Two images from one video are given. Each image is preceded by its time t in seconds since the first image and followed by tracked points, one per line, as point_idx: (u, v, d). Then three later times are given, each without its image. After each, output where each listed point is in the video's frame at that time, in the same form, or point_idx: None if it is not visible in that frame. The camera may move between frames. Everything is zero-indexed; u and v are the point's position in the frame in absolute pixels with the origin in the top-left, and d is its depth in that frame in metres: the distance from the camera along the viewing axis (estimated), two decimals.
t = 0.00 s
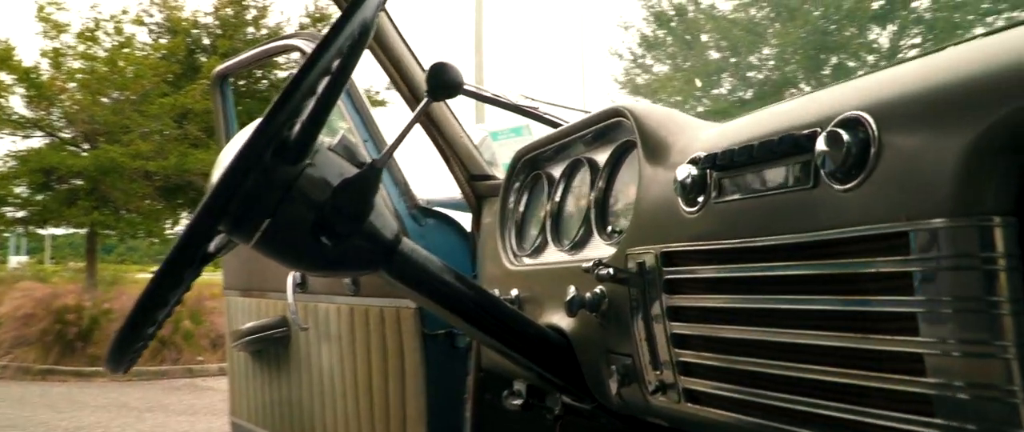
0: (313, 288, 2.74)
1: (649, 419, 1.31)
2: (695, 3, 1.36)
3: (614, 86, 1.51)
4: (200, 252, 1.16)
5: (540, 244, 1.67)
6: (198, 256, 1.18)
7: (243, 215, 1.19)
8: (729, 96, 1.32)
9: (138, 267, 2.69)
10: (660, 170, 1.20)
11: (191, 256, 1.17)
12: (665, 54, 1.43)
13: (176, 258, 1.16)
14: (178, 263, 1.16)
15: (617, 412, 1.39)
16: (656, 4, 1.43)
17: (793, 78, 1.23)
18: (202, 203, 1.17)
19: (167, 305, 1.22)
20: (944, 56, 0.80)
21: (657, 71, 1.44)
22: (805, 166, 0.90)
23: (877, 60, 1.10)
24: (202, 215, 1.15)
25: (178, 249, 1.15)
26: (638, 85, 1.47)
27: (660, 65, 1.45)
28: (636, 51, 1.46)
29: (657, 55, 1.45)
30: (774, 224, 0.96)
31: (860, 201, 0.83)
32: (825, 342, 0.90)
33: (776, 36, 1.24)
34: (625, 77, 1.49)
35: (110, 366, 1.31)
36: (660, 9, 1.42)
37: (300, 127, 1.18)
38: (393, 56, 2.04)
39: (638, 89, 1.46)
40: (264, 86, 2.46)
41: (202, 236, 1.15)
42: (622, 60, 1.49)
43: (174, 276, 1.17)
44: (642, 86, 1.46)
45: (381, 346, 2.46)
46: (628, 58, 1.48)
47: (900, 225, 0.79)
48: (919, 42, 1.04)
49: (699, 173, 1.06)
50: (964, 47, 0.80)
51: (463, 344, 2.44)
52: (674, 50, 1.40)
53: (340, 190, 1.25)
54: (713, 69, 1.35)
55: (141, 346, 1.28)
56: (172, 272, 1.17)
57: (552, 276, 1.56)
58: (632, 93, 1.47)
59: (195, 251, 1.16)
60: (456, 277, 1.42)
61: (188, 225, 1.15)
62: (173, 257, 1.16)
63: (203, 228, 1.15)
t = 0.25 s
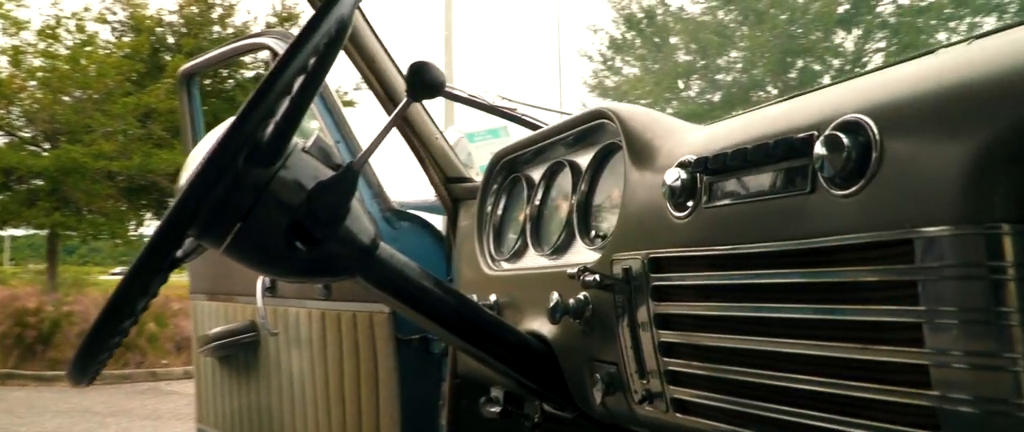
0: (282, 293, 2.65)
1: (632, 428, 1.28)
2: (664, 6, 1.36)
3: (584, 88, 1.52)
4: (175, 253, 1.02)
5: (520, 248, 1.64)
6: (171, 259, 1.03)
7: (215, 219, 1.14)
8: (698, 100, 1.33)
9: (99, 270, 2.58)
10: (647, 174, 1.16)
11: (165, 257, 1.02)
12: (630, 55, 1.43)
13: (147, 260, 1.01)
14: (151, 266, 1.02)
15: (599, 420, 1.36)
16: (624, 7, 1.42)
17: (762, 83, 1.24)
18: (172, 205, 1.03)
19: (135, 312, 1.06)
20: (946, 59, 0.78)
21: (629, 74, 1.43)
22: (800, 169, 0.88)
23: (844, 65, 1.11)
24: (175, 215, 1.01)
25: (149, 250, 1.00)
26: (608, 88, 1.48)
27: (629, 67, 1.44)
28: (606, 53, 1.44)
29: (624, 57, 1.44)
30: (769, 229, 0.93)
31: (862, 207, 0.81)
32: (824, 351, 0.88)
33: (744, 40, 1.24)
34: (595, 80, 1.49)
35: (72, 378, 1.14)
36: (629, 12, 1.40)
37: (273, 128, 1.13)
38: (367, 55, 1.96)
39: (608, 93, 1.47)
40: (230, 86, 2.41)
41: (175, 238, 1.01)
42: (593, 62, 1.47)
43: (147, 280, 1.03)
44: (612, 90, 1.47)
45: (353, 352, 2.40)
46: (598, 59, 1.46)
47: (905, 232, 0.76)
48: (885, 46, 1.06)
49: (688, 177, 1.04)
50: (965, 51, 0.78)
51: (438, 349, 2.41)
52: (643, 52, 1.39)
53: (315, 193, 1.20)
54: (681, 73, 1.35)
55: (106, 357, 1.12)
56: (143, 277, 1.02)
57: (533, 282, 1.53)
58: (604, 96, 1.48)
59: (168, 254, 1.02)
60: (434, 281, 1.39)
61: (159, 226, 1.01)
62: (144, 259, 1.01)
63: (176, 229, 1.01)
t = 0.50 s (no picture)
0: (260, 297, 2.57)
1: None
2: (638, 8, 1.37)
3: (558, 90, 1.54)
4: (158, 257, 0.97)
5: (507, 252, 1.61)
6: (154, 263, 0.98)
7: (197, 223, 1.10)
8: (671, 101, 1.33)
9: (68, 270, 2.50)
10: (643, 178, 1.14)
11: (147, 262, 0.97)
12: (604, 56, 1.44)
13: (128, 265, 0.96)
14: (132, 270, 0.97)
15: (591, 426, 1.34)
16: (600, 9, 1.43)
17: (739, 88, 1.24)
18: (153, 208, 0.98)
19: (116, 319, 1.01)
20: (955, 62, 0.76)
21: (603, 75, 1.45)
22: (805, 173, 0.86)
23: (814, 68, 1.13)
24: (157, 218, 0.96)
25: (130, 254, 0.95)
26: (582, 90, 1.50)
27: (603, 68, 1.45)
28: (580, 55, 1.46)
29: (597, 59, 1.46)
30: (772, 234, 0.91)
31: (873, 212, 0.78)
32: (829, 360, 0.86)
33: (718, 42, 1.24)
34: (569, 82, 1.51)
35: (47, 388, 1.08)
36: (604, 14, 1.42)
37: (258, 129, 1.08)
38: (349, 54, 1.91)
39: (582, 95, 1.50)
40: (201, 86, 2.35)
41: (158, 242, 0.96)
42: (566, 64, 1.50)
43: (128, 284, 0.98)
44: (586, 91, 1.50)
45: (332, 357, 2.34)
46: (572, 61, 1.49)
47: (920, 238, 0.74)
48: (855, 51, 1.08)
49: (687, 181, 1.02)
50: (974, 54, 0.77)
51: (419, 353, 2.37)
52: (618, 54, 1.40)
53: (301, 196, 1.16)
54: (654, 74, 1.36)
55: (84, 366, 1.06)
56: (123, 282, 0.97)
57: (521, 286, 1.50)
58: (577, 98, 1.51)
59: (151, 258, 0.97)
60: (421, 286, 1.35)
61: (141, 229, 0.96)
62: (125, 263, 0.96)
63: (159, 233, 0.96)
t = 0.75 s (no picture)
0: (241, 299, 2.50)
1: None
2: (616, 9, 1.37)
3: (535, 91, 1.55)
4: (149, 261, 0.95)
5: (498, 255, 1.60)
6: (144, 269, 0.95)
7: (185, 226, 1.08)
8: (649, 102, 1.33)
9: (40, 272, 2.39)
10: (642, 180, 1.12)
11: (137, 266, 0.94)
12: (580, 57, 1.43)
13: (117, 269, 0.93)
14: (121, 275, 0.94)
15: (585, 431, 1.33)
16: (576, 10, 1.44)
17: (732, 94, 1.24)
18: (143, 209, 0.95)
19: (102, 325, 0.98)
20: (966, 66, 0.75)
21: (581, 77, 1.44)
22: (814, 177, 0.84)
23: (791, 71, 1.16)
24: (147, 223, 0.93)
25: (119, 259, 0.92)
26: (559, 92, 1.50)
27: (582, 70, 1.44)
28: (558, 57, 1.46)
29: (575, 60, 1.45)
30: (779, 238, 0.89)
31: (885, 216, 0.77)
32: (837, 366, 0.84)
33: (695, 44, 1.24)
34: (546, 84, 1.51)
35: (29, 397, 1.04)
36: (582, 15, 1.42)
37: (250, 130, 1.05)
38: (334, 51, 1.87)
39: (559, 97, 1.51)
40: (176, 85, 2.36)
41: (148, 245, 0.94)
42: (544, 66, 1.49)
43: (117, 289, 0.95)
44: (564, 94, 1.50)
45: (316, 360, 2.30)
46: (550, 63, 1.48)
47: (934, 243, 0.73)
48: (830, 53, 1.11)
49: (690, 183, 1.00)
50: (985, 58, 0.76)
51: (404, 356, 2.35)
52: (596, 56, 1.40)
53: (292, 197, 1.13)
54: (633, 75, 1.36)
55: (69, 372, 1.03)
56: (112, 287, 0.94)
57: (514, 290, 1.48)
58: (555, 100, 1.51)
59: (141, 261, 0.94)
60: (413, 288, 1.33)
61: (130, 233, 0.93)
62: (114, 268, 0.93)
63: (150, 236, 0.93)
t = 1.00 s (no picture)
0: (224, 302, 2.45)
1: None
2: (595, 12, 1.42)
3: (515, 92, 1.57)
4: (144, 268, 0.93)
5: (491, 258, 1.59)
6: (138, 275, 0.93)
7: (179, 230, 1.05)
8: (628, 103, 1.37)
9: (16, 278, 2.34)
10: (643, 185, 1.12)
11: (131, 272, 0.92)
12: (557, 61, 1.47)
13: (111, 276, 0.91)
14: (115, 282, 0.92)
15: None
16: (557, 10, 1.47)
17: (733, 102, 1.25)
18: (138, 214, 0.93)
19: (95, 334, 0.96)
20: (972, 73, 0.75)
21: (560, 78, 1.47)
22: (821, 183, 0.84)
23: (767, 74, 1.19)
24: (142, 228, 0.91)
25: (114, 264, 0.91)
26: (539, 93, 1.53)
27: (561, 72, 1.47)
28: (538, 59, 1.49)
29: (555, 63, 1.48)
30: (785, 244, 0.89)
31: (895, 223, 0.77)
32: (835, 372, 0.86)
33: (674, 47, 1.28)
34: (526, 86, 1.54)
35: (18, 406, 1.02)
36: (563, 17, 1.45)
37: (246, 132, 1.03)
38: (323, 53, 1.85)
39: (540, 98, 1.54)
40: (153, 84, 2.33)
41: (143, 250, 0.92)
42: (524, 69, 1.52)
43: (112, 298, 0.93)
44: (543, 95, 1.53)
45: (303, 365, 2.27)
46: (530, 66, 1.51)
47: (944, 250, 0.72)
48: (807, 55, 1.15)
49: (691, 188, 1.00)
50: (992, 64, 0.75)
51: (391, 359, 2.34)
52: (574, 58, 1.43)
53: (286, 202, 1.11)
54: (610, 78, 1.39)
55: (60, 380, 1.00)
56: (106, 295, 0.92)
57: (508, 294, 1.47)
58: (535, 101, 1.54)
59: (136, 268, 0.92)
60: (407, 292, 1.31)
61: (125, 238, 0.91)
62: (108, 274, 0.91)
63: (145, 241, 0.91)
